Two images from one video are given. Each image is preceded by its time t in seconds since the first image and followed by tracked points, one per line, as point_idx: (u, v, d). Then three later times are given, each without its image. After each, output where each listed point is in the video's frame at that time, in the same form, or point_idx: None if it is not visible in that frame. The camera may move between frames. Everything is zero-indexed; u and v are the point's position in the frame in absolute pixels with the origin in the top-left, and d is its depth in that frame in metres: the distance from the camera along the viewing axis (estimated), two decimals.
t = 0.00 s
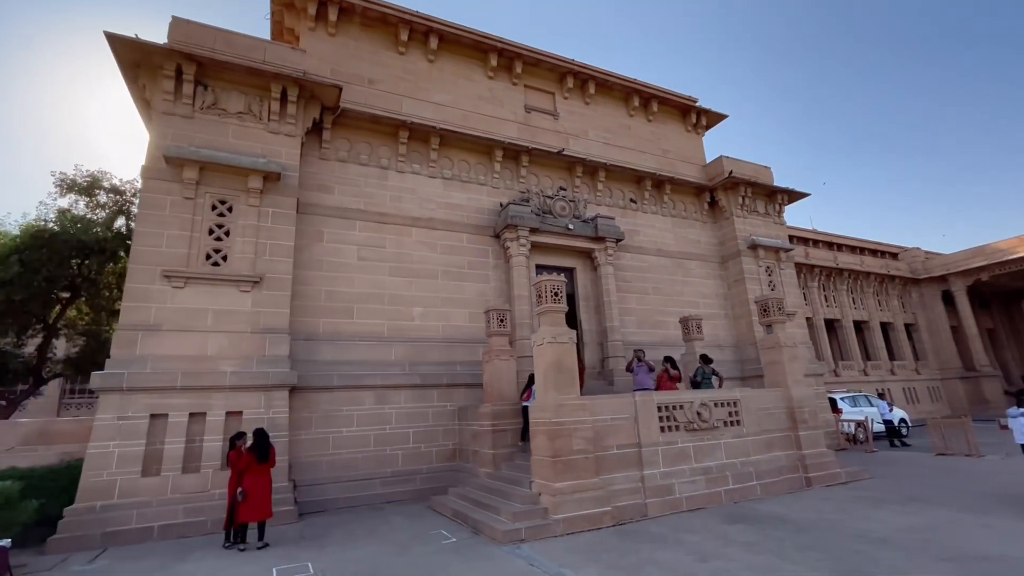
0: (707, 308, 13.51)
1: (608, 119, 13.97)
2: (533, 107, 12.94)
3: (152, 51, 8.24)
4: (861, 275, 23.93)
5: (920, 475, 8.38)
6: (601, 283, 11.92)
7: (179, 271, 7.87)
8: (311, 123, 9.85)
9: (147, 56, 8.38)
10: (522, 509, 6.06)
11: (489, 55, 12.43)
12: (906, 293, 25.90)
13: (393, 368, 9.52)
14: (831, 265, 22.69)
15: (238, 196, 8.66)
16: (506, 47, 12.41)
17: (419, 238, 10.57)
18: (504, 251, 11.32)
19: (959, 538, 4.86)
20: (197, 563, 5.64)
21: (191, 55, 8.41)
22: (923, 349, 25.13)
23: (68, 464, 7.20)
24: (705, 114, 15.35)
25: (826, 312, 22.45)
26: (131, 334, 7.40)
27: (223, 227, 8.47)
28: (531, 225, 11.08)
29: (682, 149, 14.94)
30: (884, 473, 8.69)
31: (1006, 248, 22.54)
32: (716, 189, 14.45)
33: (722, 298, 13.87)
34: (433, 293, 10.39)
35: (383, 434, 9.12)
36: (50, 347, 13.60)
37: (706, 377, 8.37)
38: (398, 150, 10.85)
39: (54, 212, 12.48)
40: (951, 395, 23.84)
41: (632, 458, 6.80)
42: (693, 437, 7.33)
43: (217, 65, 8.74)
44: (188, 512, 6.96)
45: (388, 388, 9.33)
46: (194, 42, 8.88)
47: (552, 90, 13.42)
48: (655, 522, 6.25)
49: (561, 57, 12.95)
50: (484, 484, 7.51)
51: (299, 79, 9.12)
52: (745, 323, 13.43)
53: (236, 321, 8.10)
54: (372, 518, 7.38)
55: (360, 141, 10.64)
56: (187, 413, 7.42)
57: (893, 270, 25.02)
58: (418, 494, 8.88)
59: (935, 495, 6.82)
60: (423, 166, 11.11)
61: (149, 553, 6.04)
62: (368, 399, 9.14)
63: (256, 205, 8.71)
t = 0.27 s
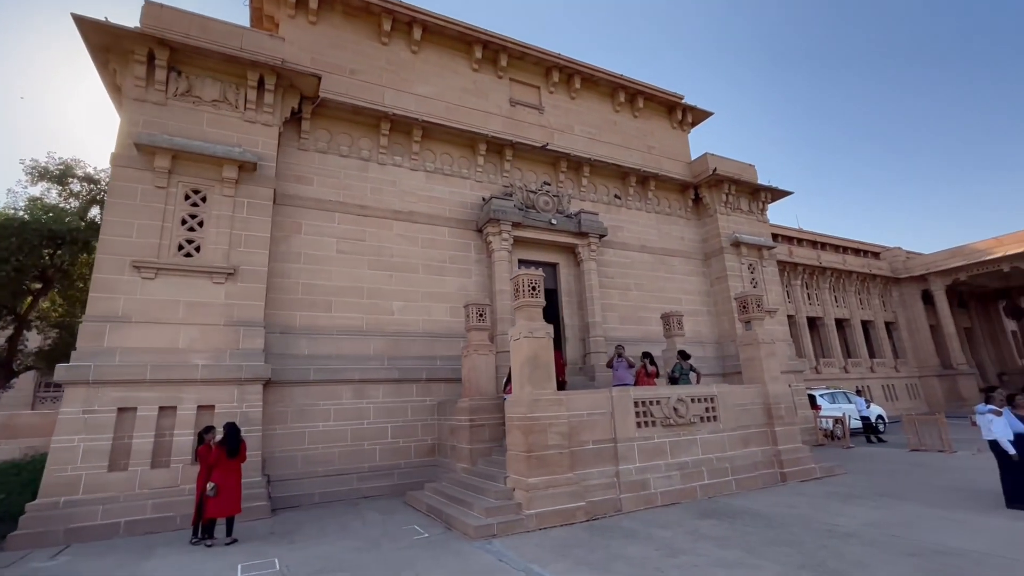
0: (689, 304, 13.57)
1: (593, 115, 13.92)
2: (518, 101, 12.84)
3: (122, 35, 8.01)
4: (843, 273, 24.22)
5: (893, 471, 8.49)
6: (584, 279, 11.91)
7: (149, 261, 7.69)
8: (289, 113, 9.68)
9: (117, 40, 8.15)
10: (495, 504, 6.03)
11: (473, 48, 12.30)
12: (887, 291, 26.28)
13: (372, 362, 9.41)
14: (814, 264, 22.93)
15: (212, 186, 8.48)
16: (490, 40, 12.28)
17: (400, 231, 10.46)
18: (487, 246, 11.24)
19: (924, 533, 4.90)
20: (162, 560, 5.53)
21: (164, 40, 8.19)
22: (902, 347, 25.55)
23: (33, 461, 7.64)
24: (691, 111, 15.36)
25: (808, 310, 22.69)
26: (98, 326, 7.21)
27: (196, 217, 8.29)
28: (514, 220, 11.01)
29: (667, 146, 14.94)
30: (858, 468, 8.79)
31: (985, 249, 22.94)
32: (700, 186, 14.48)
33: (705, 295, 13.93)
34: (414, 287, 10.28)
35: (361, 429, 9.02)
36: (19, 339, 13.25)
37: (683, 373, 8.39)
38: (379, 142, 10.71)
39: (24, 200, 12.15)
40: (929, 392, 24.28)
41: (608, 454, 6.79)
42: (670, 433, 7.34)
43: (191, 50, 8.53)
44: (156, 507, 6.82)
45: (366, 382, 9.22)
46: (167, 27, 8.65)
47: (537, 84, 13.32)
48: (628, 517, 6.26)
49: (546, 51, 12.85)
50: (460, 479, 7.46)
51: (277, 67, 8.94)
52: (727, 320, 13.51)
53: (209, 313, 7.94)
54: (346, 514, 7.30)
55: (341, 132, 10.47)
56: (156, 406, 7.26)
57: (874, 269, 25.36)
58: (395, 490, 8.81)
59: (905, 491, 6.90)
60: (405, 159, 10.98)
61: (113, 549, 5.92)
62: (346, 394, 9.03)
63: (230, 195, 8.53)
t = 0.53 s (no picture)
0: (670, 300, 13.60)
1: (578, 109, 13.82)
2: (501, 93, 12.69)
3: (87, 15, 7.71)
4: (824, 272, 24.54)
5: (864, 466, 8.61)
6: (565, 274, 11.86)
7: (114, 250, 7.45)
8: (265, 100, 9.44)
9: (82, 20, 7.85)
10: (466, 500, 5.96)
11: (456, 38, 12.11)
12: (866, 290, 26.71)
13: (348, 356, 9.27)
14: (796, 262, 23.20)
15: (182, 173, 8.23)
16: (474, 30, 12.10)
17: (378, 223, 10.29)
18: (467, 239, 11.13)
19: (889, 528, 4.94)
20: (120, 557, 5.37)
21: (131, 22, 7.91)
22: (880, 344, 26.01)
23: None
24: (675, 108, 15.35)
25: (789, 307, 22.97)
26: (59, 316, 6.97)
27: (165, 205, 8.06)
28: (495, 213, 10.91)
29: (651, 142, 14.92)
30: (831, 464, 8.89)
31: (961, 249, 23.41)
32: (683, 182, 14.50)
33: (686, 291, 13.98)
34: (392, 280, 10.14)
35: (335, 424, 8.88)
36: None
37: (660, 368, 8.39)
38: (358, 131, 10.51)
39: None
40: (904, 389, 24.77)
41: (582, 449, 6.77)
42: (645, 428, 7.33)
43: (161, 33, 8.25)
44: (120, 503, 6.64)
45: (341, 376, 9.08)
46: (135, 8, 8.35)
47: (521, 76, 13.18)
48: (601, 512, 6.23)
49: (530, 43, 12.71)
50: (434, 475, 7.38)
51: (251, 53, 8.69)
52: (707, 316, 13.58)
53: (177, 304, 7.73)
54: (317, 509, 7.18)
55: (318, 120, 10.25)
56: (121, 400, 7.05)
57: (854, 268, 25.74)
58: (370, 484, 8.70)
59: (874, 486, 6.98)
60: (385, 149, 10.80)
61: (71, 546, 5.74)
62: (320, 387, 8.88)
63: (201, 183, 8.30)
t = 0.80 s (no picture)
0: (649, 296, 13.63)
1: (560, 102, 13.71)
2: (482, 84, 12.51)
3: None
4: (801, 269, 24.91)
5: (833, 462, 8.74)
6: (544, 268, 11.79)
7: (72, 238, 7.15)
8: (235, 85, 9.14)
9: None
10: (434, 496, 5.87)
11: (436, 27, 11.88)
12: (842, 288, 27.20)
13: (320, 349, 9.08)
14: (774, 259, 23.52)
15: (146, 159, 7.93)
16: (455, 19, 11.88)
17: (353, 214, 10.08)
18: (445, 232, 10.99)
19: (852, 524, 4.98)
20: (71, 557, 5.17)
21: None
22: (854, 341, 26.55)
23: None
24: (657, 103, 15.34)
25: (767, 304, 23.29)
26: (12, 306, 6.67)
27: (127, 192, 7.76)
28: (473, 206, 10.77)
29: (633, 137, 14.89)
30: (801, 459, 9.00)
31: (933, 249, 23.97)
32: (664, 178, 14.51)
33: (665, 287, 14.03)
34: (366, 272, 9.96)
35: (306, 418, 8.70)
36: None
37: (635, 364, 8.38)
38: (333, 120, 10.26)
39: None
40: (876, 385, 25.34)
41: (554, 445, 6.72)
42: (618, 424, 7.31)
43: (123, 12, 7.91)
44: (75, 500, 6.41)
45: (313, 370, 8.90)
46: None
47: (503, 68, 13.01)
48: (570, 509, 6.20)
49: (512, 34, 12.54)
50: (404, 470, 7.27)
51: (219, 35, 8.39)
52: (685, 313, 13.65)
53: (139, 295, 7.47)
54: (284, 506, 7.03)
55: (292, 108, 9.98)
56: (78, 393, 6.80)
57: (831, 266, 26.18)
58: (341, 480, 8.56)
59: (841, 482, 7.07)
60: (361, 139, 10.58)
61: (20, 546, 5.51)
62: (290, 381, 8.69)
63: (166, 169, 8.00)
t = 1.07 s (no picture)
0: (624, 290, 13.69)
1: (538, 93, 13.60)
2: (459, 72, 12.32)
3: None
4: (775, 266, 25.38)
5: (797, 454, 8.91)
6: (519, 261, 11.74)
7: (19, 220, 6.79)
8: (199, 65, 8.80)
9: None
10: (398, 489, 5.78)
11: (412, 12, 11.63)
12: (814, 285, 27.83)
13: (286, 340, 8.87)
14: (749, 256, 23.92)
15: (101, 139, 7.58)
16: (431, 5, 11.64)
17: (323, 202, 9.85)
18: (418, 222, 10.83)
19: (809, 514, 5.06)
20: (12, 554, 4.94)
21: None
22: (824, 337, 27.22)
23: None
24: (636, 98, 15.35)
25: (741, 300, 23.68)
26: None
27: (81, 173, 7.41)
28: (447, 196, 10.63)
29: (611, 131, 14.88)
30: (767, 452, 9.16)
31: (901, 248, 24.69)
32: (641, 173, 14.55)
33: (640, 281, 14.10)
34: (336, 261, 9.74)
35: (271, 410, 8.50)
36: None
37: (605, 357, 8.40)
38: (303, 105, 9.98)
39: None
40: (844, 380, 26.05)
41: (521, 437, 6.69)
42: (586, 417, 7.32)
43: None
44: (21, 494, 6.14)
45: (279, 360, 8.68)
46: None
47: (480, 57, 12.83)
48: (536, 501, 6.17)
49: (490, 22, 12.35)
50: (370, 463, 7.16)
51: (181, 12, 8.04)
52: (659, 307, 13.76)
53: (93, 281, 7.16)
54: (245, 499, 6.86)
55: (259, 91, 9.67)
56: (25, 383, 6.49)
57: (803, 263, 26.74)
58: (307, 473, 8.40)
59: (802, 473, 7.21)
60: (332, 125, 10.33)
61: None
62: (255, 372, 8.47)
63: (123, 151, 7.67)
